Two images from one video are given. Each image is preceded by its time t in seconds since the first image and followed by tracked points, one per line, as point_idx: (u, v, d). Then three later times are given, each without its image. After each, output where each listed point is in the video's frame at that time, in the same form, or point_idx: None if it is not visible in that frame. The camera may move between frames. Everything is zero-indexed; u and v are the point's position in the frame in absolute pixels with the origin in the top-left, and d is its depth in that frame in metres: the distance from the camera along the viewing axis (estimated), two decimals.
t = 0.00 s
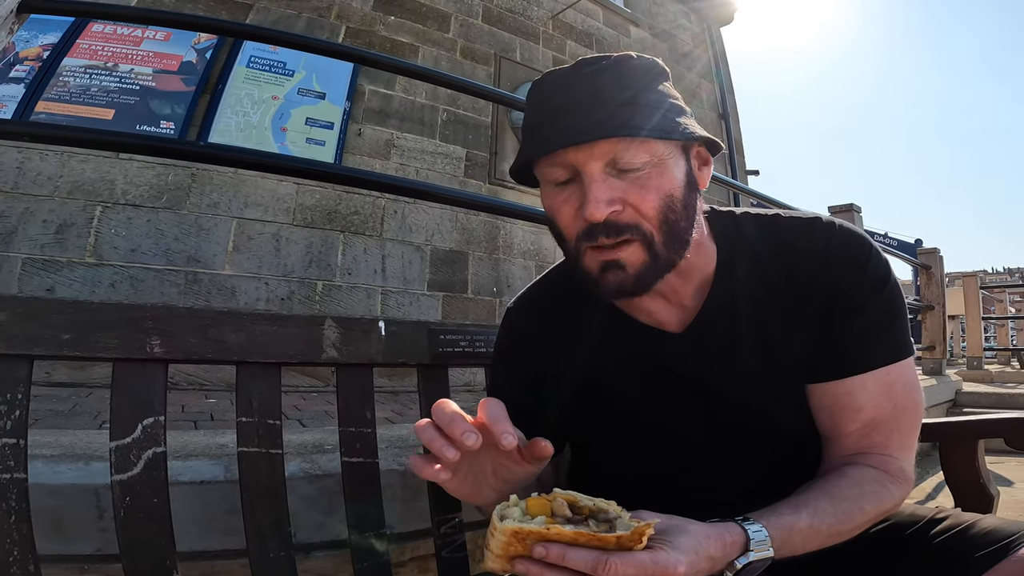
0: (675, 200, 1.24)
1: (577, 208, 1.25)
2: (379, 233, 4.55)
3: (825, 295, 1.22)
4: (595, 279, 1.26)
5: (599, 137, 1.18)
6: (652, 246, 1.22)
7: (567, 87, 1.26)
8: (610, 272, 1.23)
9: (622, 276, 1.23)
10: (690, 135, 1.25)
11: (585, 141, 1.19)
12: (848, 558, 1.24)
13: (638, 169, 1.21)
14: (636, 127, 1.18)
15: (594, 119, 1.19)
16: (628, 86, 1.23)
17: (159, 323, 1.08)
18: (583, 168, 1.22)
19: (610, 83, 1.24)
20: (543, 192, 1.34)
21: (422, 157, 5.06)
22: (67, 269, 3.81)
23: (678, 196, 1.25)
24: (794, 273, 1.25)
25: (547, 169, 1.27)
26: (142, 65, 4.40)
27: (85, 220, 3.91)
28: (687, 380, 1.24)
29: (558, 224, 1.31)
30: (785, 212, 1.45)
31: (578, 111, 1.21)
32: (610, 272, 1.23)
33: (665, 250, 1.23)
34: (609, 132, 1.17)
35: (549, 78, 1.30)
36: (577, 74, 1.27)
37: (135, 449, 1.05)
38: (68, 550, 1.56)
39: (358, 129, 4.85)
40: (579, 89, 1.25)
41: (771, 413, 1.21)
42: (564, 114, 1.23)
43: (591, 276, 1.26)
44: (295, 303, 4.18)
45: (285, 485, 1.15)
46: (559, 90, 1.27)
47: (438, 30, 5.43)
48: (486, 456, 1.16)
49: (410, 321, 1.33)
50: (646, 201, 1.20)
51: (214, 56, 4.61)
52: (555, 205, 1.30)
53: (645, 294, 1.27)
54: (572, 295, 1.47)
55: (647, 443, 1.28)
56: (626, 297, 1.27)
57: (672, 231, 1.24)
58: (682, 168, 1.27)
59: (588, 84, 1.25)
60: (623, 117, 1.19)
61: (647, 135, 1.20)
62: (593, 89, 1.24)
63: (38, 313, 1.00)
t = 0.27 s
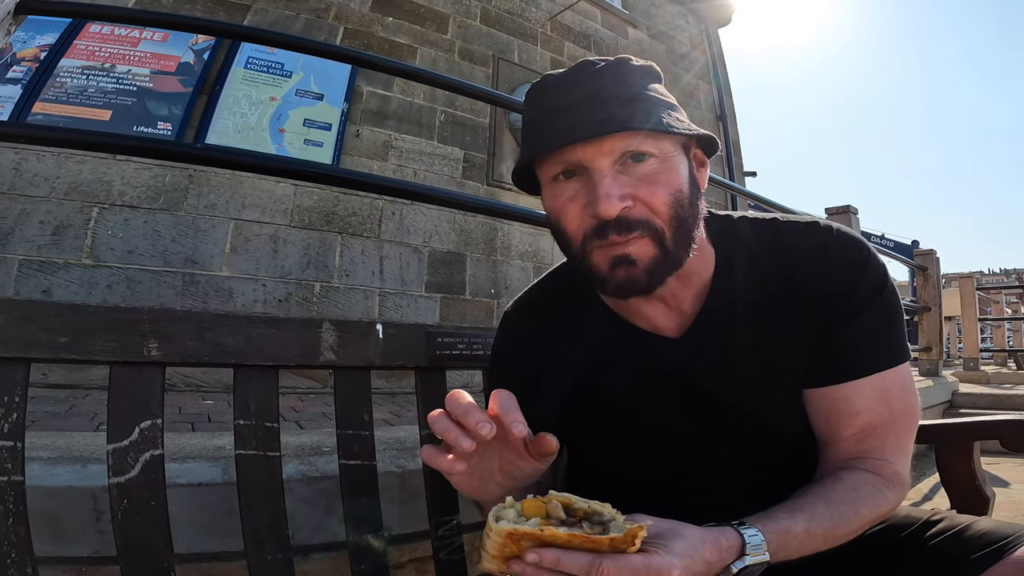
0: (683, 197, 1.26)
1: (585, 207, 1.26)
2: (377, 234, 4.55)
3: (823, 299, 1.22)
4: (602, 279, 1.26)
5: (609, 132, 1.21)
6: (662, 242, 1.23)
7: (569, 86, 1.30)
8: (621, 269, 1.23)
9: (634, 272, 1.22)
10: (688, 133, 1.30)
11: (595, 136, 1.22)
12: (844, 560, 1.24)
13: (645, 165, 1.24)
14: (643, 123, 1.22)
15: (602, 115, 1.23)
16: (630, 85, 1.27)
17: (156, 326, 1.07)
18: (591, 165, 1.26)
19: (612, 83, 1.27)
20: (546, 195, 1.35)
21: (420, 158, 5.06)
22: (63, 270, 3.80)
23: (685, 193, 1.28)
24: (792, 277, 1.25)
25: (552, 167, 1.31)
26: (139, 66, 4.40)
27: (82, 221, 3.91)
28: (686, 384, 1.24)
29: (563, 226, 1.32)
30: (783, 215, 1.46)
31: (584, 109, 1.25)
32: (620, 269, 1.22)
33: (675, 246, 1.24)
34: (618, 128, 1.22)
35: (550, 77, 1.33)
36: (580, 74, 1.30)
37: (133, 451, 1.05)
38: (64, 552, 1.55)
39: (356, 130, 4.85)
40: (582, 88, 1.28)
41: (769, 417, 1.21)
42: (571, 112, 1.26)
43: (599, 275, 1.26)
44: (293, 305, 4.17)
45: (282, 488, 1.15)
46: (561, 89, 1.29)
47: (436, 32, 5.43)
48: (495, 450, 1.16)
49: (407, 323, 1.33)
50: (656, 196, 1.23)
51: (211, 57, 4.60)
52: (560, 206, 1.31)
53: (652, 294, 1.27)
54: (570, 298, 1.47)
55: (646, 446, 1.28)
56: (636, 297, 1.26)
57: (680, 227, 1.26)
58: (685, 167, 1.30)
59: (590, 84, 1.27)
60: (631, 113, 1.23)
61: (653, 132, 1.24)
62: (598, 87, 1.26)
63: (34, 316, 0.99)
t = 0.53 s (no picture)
0: (689, 184, 1.31)
1: (602, 200, 1.27)
2: (375, 236, 4.54)
3: (823, 302, 1.22)
4: (627, 273, 1.25)
5: (616, 124, 1.26)
6: (681, 228, 1.25)
7: (568, 85, 1.32)
8: (648, 257, 1.22)
9: (659, 258, 1.23)
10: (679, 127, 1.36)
11: (605, 128, 1.26)
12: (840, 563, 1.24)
13: (653, 156, 1.29)
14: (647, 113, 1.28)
15: (608, 109, 1.26)
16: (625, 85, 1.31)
17: (153, 330, 1.07)
18: (603, 159, 1.28)
19: (609, 84, 1.31)
20: (556, 195, 1.34)
21: (417, 160, 5.06)
22: (60, 272, 3.79)
23: (691, 182, 1.33)
24: (791, 280, 1.25)
25: (564, 166, 1.31)
26: (137, 67, 4.39)
27: (79, 223, 3.90)
28: (685, 388, 1.24)
29: (581, 225, 1.31)
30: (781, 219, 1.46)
31: (587, 105, 1.27)
32: (648, 258, 1.22)
33: (691, 234, 1.27)
34: (626, 119, 1.26)
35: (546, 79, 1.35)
36: (577, 75, 1.33)
37: (129, 455, 1.05)
38: (60, 556, 1.55)
39: (354, 132, 4.84)
40: (581, 88, 1.30)
41: (770, 421, 1.22)
42: (572, 112, 1.28)
43: (623, 268, 1.25)
44: (290, 307, 4.16)
45: (280, 491, 1.15)
46: (560, 90, 1.31)
47: (434, 33, 5.43)
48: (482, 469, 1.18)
49: (404, 327, 1.33)
50: (668, 183, 1.26)
51: (209, 58, 4.60)
52: (577, 205, 1.30)
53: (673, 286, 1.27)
54: (568, 303, 1.47)
55: (645, 450, 1.28)
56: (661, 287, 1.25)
57: (693, 215, 1.29)
58: (685, 160, 1.36)
59: (588, 85, 1.30)
60: (634, 105, 1.28)
61: (654, 123, 1.30)
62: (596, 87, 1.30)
63: (31, 320, 0.99)
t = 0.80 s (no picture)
0: (683, 187, 1.31)
1: (595, 203, 1.27)
2: (372, 236, 4.54)
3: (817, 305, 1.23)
4: (619, 276, 1.25)
5: (611, 126, 1.26)
6: (674, 232, 1.25)
7: (568, 84, 1.32)
8: (640, 260, 1.23)
9: (649, 261, 1.23)
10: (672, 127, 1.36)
11: (599, 130, 1.26)
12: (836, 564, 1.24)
13: (648, 160, 1.29)
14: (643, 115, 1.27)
15: (604, 111, 1.26)
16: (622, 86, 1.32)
17: (149, 331, 1.07)
18: (597, 161, 1.28)
19: (607, 86, 1.31)
20: (550, 197, 1.35)
21: (415, 161, 5.06)
22: (56, 272, 3.78)
23: (685, 185, 1.33)
24: (786, 283, 1.26)
25: (559, 167, 1.31)
26: (134, 68, 4.38)
27: (75, 224, 3.89)
28: (679, 389, 1.24)
29: (574, 227, 1.31)
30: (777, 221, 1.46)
31: (584, 105, 1.28)
32: (640, 261, 1.23)
33: (684, 238, 1.27)
34: (621, 121, 1.26)
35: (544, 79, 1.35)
36: (575, 76, 1.33)
37: (125, 456, 1.04)
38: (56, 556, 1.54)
39: (352, 133, 4.84)
40: (578, 90, 1.30)
41: (764, 424, 1.22)
42: (568, 113, 1.28)
43: (616, 270, 1.25)
44: (288, 308, 4.16)
45: (276, 491, 1.15)
46: (557, 91, 1.31)
47: (432, 34, 5.44)
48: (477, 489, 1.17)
49: (401, 328, 1.33)
50: (662, 187, 1.26)
51: (206, 59, 4.59)
52: (570, 206, 1.30)
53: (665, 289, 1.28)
54: (563, 304, 1.48)
55: (640, 451, 1.29)
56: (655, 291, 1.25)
57: (686, 219, 1.29)
58: (681, 163, 1.36)
59: (585, 86, 1.31)
60: (629, 107, 1.28)
61: (650, 126, 1.30)
62: (593, 87, 1.30)
63: (27, 322, 0.99)
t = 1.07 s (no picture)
0: (682, 179, 1.31)
1: (593, 192, 1.27)
2: (370, 237, 4.53)
3: (816, 302, 1.23)
4: (618, 265, 1.25)
5: (609, 115, 1.26)
6: (672, 222, 1.25)
7: (567, 78, 1.32)
8: (637, 248, 1.22)
9: (647, 249, 1.22)
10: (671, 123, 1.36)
11: (597, 120, 1.26)
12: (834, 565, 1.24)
13: (647, 151, 1.29)
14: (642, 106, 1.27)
15: (603, 102, 1.26)
16: (621, 80, 1.32)
17: (144, 330, 1.06)
18: (595, 151, 1.28)
19: (607, 80, 1.31)
20: (548, 188, 1.35)
21: (413, 161, 5.05)
22: (52, 272, 3.76)
23: (684, 177, 1.32)
24: (785, 281, 1.26)
25: (558, 158, 1.31)
26: (131, 68, 4.37)
27: (71, 223, 3.87)
28: (677, 384, 1.24)
29: (571, 216, 1.31)
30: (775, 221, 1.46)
31: (583, 97, 1.28)
32: (638, 250, 1.22)
33: (683, 227, 1.26)
34: (619, 111, 1.26)
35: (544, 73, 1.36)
36: (574, 71, 1.33)
37: (119, 455, 1.04)
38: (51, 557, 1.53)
39: (350, 133, 4.83)
40: (577, 84, 1.30)
41: (763, 422, 1.22)
42: (567, 104, 1.28)
43: (614, 258, 1.25)
44: (285, 308, 4.15)
45: (271, 491, 1.14)
46: (557, 86, 1.31)
47: (430, 34, 5.44)
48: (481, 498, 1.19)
49: (398, 328, 1.33)
50: (660, 176, 1.26)
51: (203, 58, 4.58)
52: (567, 196, 1.30)
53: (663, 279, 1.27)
54: (562, 303, 1.47)
55: (637, 447, 1.28)
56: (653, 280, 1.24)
57: (684, 209, 1.29)
58: (680, 157, 1.35)
59: (584, 80, 1.31)
60: (628, 99, 1.28)
61: (649, 118, 1.30)
62: (594, 80, 1.30)
63: (21, 321, 0.98)
